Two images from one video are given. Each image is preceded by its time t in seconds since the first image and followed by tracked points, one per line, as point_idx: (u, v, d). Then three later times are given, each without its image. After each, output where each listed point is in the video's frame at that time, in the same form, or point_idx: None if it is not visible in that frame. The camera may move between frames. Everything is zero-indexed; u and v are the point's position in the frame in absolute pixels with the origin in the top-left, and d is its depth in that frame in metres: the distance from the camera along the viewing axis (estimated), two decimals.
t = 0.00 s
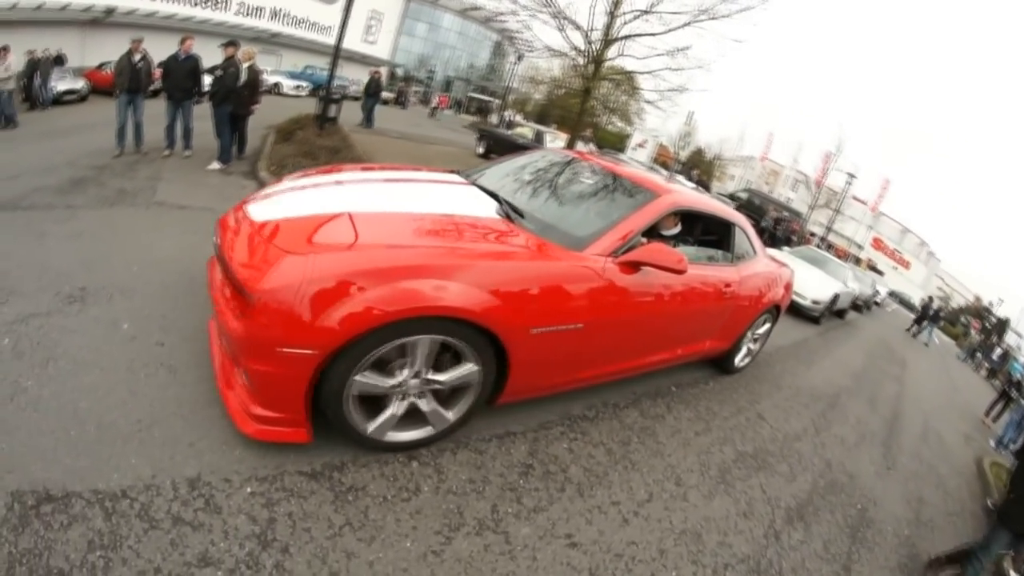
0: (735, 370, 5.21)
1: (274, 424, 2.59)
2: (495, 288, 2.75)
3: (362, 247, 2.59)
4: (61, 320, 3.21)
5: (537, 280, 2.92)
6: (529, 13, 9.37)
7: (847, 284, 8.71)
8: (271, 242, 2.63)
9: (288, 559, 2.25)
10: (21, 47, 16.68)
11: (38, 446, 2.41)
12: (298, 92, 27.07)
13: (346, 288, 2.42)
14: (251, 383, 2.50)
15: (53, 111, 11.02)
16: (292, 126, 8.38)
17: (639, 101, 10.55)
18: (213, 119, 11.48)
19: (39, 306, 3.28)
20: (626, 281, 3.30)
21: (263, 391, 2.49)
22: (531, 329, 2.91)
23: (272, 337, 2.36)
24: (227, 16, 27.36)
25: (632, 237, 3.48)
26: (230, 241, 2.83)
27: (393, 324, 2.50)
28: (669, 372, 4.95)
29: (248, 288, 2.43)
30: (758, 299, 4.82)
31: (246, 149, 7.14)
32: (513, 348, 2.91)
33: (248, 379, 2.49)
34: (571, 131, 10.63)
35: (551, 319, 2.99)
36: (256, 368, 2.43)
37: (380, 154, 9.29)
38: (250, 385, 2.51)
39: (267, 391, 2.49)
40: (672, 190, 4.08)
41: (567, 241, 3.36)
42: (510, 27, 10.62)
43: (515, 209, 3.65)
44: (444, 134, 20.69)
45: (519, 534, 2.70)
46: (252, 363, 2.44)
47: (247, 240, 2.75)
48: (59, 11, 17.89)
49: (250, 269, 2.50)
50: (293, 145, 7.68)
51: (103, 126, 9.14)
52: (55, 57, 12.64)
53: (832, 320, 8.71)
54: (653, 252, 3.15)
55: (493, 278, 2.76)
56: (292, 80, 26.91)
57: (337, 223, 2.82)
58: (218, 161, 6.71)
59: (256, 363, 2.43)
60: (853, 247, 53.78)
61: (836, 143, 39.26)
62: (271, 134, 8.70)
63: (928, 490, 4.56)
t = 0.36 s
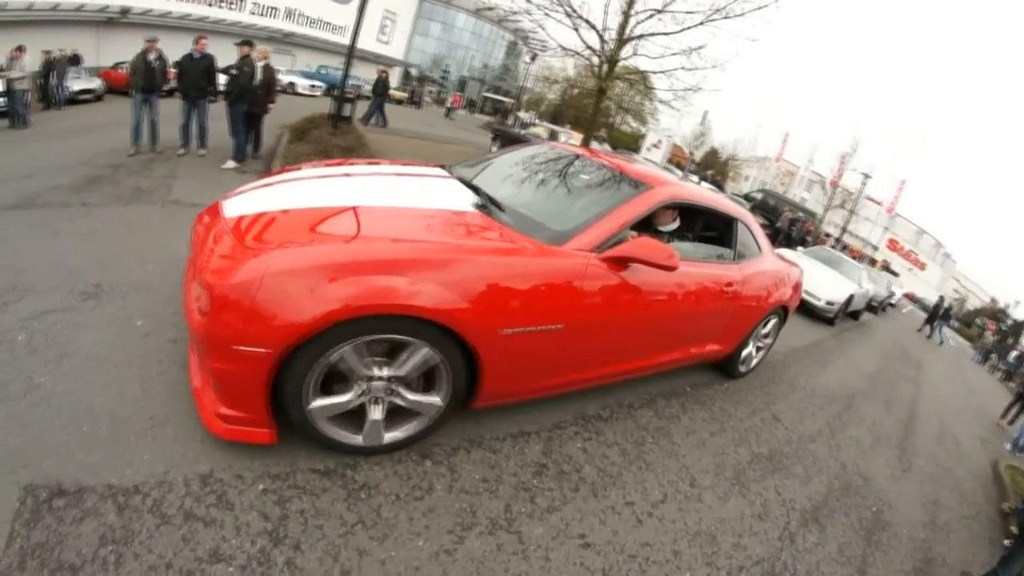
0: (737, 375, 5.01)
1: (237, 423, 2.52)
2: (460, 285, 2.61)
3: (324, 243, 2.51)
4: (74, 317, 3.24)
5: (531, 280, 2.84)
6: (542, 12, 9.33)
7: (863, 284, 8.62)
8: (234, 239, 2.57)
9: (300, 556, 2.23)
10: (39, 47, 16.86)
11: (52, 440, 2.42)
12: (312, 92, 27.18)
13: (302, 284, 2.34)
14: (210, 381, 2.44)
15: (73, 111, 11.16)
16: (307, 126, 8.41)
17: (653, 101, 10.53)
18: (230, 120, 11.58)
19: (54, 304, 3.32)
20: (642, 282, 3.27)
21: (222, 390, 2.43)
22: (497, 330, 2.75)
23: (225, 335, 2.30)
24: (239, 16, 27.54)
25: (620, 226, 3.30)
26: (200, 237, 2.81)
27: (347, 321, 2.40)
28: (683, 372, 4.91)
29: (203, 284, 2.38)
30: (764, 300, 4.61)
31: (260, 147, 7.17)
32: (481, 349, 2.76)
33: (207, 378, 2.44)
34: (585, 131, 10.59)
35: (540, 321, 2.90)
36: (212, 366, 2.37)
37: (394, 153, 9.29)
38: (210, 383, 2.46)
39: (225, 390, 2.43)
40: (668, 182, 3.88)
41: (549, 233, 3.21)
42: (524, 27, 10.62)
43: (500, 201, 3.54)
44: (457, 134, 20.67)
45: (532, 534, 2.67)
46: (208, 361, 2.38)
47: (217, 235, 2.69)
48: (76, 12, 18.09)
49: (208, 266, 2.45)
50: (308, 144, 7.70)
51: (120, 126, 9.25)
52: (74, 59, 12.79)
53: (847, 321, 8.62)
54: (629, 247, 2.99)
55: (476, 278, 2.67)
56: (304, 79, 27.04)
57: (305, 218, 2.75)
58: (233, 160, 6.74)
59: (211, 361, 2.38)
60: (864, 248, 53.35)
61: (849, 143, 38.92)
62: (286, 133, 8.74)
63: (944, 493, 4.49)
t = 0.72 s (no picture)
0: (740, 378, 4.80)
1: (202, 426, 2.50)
2: (416, 287, 2.52)
3: (281, 245, 2.49)
4: (98, 324, 3.31)
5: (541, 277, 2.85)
6: (548, 18, 9.38)
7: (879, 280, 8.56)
8: (201, 242, 2.59)
9: (321, 552, 2.25)
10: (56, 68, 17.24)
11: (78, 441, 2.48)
12: (323, 104, 27.52)
13: (251, 285, 2.32)
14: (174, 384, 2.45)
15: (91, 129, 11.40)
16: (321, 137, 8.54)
17: (661, 103, 10.57)
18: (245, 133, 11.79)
19: (79, 312, 3.40)
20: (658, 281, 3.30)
21: (185, 392, 2.44)
22: (454, 334, 2.62)
23: (178, 335, 2.30)
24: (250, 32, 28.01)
25: (595, 216, 3.13)
26: (176, 240, 2.84)
27: (298, 322, 2.36)
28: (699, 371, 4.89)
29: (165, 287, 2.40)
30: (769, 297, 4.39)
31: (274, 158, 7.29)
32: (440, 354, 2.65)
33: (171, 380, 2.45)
34: (595, 134, 10.60)
35: (545, 322, 2.91)
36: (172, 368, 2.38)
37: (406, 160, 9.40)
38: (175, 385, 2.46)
39: (187, 392, 2.43)
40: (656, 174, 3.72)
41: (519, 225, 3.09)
42: (531, 34, 10.71)
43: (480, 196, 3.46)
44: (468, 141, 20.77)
45: (551, 531, 2.67)
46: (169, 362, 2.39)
47: (188, 238, 2.72)
48: (91, 32, 18.50)
49: (173, 269, 2.48)
50: (322, 154, 7.82)
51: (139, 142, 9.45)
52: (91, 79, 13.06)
53: (864, 319, 8.54)
54: (599, 240, 2.83)
55: (478, 277, 2.68)
56: (316, 92, 27.40)
57: (275, 222, 2.74)
58: (249, 172, 6.85)
59: (172, 363, 2.39)
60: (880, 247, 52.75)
61: (862, 142, 38.55)
62: (300, 144, 8.88)
63: (966, 489, 4.42)
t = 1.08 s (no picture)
0: (741, 383, 4.64)
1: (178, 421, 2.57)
2: (375, 286, 2.50)
3: (248, 247, 2.54)
4: (126, 326, 3.44)
5: (549, 276, 2.90)
6: (553, 28, 9.50)
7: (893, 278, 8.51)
8: (185, 243, 2.69)
9: (345, 540, 2.33)
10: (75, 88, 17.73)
11: (108, 436, 2.58)
12: (337, 117, 27.99)
13: (211, 285, 2.38)
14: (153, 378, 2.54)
15: (108, 146, 11.71)
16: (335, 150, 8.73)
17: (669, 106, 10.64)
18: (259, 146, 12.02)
19: (107, 315, 3.53)
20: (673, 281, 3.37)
21: (162, 387, 2.52)
22: (414, 332, 2.58)
23: (145, 334, 2.39)
24: (262, 49, 28.61)
25: (566, 206, 3.09)
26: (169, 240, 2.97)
27: (254, 321, 2.39)
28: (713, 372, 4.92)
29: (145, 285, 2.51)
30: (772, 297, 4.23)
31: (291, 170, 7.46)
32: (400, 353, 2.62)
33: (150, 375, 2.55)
34: (604, 141, 10.70)
35: (555, 319, 2.97)
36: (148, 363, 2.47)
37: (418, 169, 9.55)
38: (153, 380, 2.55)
39: (163, 387, 2.51)
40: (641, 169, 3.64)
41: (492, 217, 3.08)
42: (537, 43, 10.83)
43: (471, 188, 3.47)
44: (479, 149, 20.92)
45: (568, 522, 2.72)
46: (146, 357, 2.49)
47: (176, 240, 2.83)
48: (108, 53, 19.02)
49: (154, 269, 2.58)
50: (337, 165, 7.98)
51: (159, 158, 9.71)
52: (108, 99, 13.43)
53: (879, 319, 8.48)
54: (565, 235, 2.80)
55: (487, 275, 2.74)
56: (329, 107, 27.90)
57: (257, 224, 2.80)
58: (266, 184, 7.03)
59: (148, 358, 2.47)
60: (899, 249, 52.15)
61: (873, 144, 38.26)
62: (315, 156, 9.07)
63: (984, 487, 4.38)
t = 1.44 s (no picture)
0: (746, 385, 4.19)
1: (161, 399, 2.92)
2: (326, 281, 2.72)
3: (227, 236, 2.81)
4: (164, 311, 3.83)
5: (552, 272, 3.05)
6: None
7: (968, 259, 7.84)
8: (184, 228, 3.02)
9: (365, 515, 2.73)
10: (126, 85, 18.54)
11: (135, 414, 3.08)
12: None
13: (182, 274, 2.69)
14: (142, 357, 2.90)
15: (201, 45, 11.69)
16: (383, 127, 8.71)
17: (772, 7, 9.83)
18: None
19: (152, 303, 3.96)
20: (685, 280, 3.44)
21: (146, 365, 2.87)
22: (364, 323, 2.78)
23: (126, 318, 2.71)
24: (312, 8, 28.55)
25: (545, 189, 3.19)
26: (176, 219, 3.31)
27: (211, 308, 2.69)
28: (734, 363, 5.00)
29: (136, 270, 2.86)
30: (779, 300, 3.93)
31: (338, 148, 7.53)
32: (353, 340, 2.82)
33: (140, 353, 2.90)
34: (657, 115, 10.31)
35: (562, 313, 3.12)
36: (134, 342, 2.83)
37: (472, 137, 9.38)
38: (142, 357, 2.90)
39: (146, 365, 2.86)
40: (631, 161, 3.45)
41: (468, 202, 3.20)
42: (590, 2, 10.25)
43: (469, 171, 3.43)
44: None
45: (579, 508, 2.92)
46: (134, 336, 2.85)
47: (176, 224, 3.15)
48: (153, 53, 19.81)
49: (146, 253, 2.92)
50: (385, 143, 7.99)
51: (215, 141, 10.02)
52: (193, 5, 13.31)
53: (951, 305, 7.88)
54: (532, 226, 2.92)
55: (491, 268, 2.93)
56: None
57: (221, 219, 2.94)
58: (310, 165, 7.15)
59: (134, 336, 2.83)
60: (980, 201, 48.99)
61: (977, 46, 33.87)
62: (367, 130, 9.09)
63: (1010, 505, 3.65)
